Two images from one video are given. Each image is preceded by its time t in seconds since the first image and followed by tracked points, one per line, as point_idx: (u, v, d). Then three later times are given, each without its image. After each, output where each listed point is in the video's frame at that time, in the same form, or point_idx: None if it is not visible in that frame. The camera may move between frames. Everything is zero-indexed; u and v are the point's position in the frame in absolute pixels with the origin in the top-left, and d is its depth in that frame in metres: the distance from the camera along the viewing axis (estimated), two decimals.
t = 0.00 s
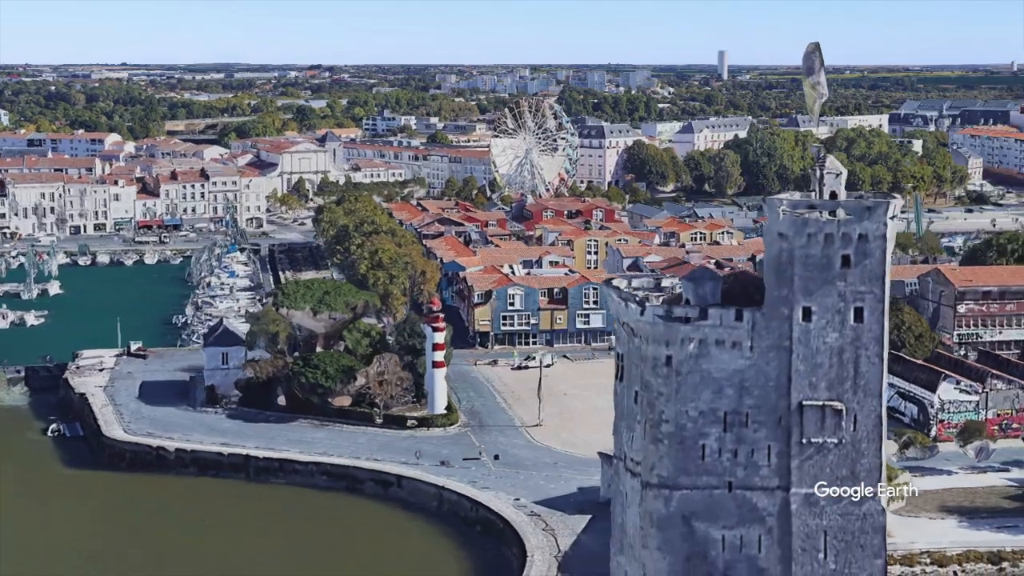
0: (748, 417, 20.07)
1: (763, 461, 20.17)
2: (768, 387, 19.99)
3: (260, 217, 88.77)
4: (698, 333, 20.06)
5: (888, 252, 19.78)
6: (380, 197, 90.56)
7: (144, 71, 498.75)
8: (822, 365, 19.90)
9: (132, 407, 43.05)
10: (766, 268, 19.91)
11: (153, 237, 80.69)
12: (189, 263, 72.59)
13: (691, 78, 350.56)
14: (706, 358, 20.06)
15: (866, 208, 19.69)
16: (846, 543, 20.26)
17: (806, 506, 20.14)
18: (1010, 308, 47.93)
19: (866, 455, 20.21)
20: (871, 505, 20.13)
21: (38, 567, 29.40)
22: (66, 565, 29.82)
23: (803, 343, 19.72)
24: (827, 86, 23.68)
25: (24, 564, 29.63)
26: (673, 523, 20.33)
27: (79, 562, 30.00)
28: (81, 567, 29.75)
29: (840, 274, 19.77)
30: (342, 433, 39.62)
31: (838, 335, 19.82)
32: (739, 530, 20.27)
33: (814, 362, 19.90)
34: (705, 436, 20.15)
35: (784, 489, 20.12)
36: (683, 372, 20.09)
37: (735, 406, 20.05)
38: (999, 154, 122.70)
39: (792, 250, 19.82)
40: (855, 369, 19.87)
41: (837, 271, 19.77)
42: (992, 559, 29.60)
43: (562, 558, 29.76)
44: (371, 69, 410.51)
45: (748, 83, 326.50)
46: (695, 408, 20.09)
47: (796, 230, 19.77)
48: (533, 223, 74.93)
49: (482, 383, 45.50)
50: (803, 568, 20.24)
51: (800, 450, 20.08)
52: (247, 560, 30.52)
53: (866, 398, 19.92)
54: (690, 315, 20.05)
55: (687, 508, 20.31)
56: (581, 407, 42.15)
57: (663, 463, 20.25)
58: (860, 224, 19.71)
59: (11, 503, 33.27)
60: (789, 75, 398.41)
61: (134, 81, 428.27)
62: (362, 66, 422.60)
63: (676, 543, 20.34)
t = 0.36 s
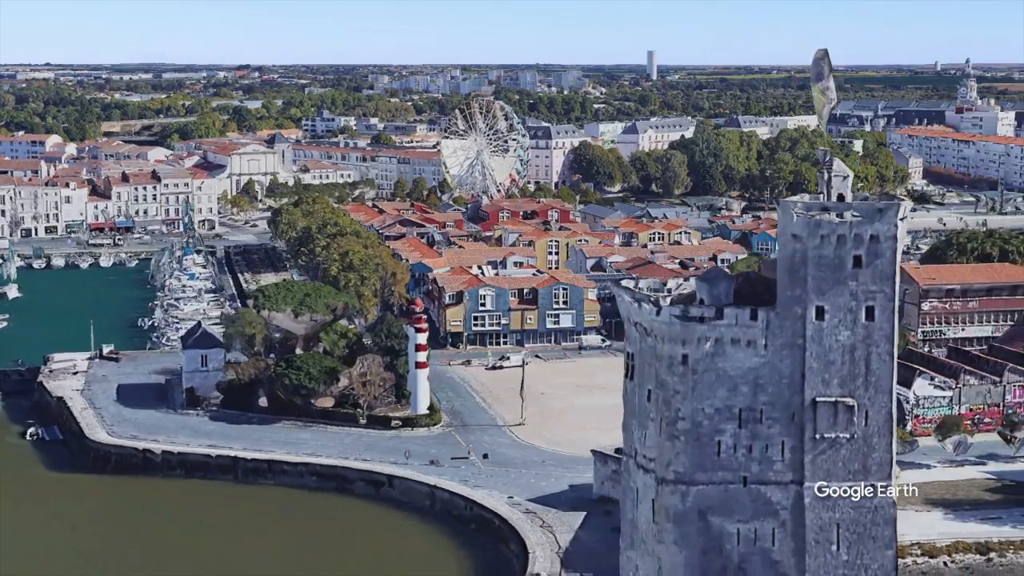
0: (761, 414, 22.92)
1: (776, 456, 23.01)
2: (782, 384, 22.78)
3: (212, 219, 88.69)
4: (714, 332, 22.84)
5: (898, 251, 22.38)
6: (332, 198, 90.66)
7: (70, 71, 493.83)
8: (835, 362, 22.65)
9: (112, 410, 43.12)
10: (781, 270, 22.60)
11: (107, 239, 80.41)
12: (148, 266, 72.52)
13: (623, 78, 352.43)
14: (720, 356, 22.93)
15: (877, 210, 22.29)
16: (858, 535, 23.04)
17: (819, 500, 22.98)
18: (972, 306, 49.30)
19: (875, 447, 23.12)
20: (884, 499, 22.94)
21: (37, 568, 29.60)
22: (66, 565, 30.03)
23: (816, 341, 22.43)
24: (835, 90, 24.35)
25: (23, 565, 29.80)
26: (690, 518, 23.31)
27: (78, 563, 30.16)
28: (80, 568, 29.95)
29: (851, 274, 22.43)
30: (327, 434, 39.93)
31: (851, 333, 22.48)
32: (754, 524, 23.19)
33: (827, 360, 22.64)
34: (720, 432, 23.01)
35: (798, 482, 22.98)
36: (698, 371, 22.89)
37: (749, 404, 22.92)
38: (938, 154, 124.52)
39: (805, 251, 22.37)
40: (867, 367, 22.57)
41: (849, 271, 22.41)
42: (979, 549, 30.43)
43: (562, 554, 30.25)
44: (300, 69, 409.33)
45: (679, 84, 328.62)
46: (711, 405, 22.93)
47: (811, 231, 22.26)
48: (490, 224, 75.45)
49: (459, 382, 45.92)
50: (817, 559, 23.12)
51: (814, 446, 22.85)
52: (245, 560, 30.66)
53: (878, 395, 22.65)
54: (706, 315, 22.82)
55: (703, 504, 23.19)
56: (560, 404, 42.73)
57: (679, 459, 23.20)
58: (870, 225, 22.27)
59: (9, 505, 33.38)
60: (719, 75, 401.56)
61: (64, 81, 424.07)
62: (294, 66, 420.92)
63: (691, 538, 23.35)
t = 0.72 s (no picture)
0: (769, 410, 24.48)
1: (784, 451, 24.57)
2: (788, 380, 24.39)
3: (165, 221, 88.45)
4: (723, 331, 24.40)
5: (900, 253, 24.08)
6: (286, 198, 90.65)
7: None
8: (839, 359, 24.28)
9: (90, 413, 43.15)
10: (788, 271, 24.23)
11: (61, 242, 80.00)
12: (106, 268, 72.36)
13: (558, 79, 353.61)
14: (730, 354, 24.43)
15: (880, 213, 23.98)
16: (862, 525, 24.58)
17: (825, 492, 24.52)
18: (935, 303, 50.27)
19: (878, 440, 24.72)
20: (886, 490, 24.53)
21: (37, 568, 29.50)
22: (67, 565, 30.08)
23: (822, 339, 24.09)
24: (837, 95, 25.17)
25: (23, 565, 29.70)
26: (700, 512, 24.77)
27: (77, 565, 30.11)
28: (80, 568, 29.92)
29: (856, 275, 24.08)
30: (310, 434, 40.27)
31: (855, 331, 24.19)
32: (761, 516, 24.73)
33: (832, 357, 24.27)
34: (729, 428, 24.56)
35: (805, 475, 24.55)
36: (708, 368, 24.42)
37: (757, 400, 24.47)
38: (880, 154, 126.21)
39: (811, 252, 24.08)
40: (870, 363, 24.25)
41: (854, 272, 24.08)
42: (963, 540, 31.23)
43: (561, 549, 30.83)
44: (233, 70, 407.07)
45: (615, 84, 330.20)
46: (720, 402, 24.47)
47: (817, 233, 24.01)
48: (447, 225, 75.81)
49: (434, 382, 46.30)
50: (822, 549, 24.61)
51: (820, 440, 24.45)
52: (246, 559, 30.87)
53: (880, 390, 24.30)
54: (717, 314, 24.42)
55: (714, 497, 24.68)
56: (538, 403, 43.23)
57: (690, 454, 24.66)
58: (874, 227, 24.00)
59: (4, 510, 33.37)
60: (652, 74, 403.66)
61: None
62: (227, 66, 418.65)
63: (702, 530, 24.79)
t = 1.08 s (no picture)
0: (770, 406, 25.14)
1: (784, 445, 25.25)
2: (789, 377, 25.06)
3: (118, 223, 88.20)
4: (726, 329, 25.02)
5: (898, 252, 24.82)
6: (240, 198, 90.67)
7: None
8: (839, 356, 24.98)
9: (68, 415, 43.20)
10: (789, 269, 24.87)
11: (16, 244, 79.64)
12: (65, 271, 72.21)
13: (497, 79, 354.36)
14: (733, 352, 25.06)
15: (879, 214, 24.70)
16: (860, 517, 25.31)
17: (825, 485, 25.22)
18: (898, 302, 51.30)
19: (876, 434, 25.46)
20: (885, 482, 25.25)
21: (38, 568, 29.71)
22: (66, 565, 30.39)
23: (821, 337, 24.77)
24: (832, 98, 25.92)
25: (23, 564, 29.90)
26: (704, 505, 25.38)
27: (76, 565, 30.38)
28: (79, 568, 30.22)
29: (854, 273, 24.80)
30: (293, 434, 40.56)
31: (853, 328, 24.91)
32: (762, 510, 25.39)
33: (832, 353, 24.96)
34: (731, 424, 25.21)
35: (805, 469, 25.22)
36: (711, 365, 25.03)
37: (758, 396, 25.12)
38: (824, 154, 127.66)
39: (811, 252, 24.76)
40: (868, 360, 24.99)
41: (852, 270, 24.80)
42: (945, 531, 31.96)
43: (554, 545, 31.35)
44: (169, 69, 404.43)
45: (555, 84, 331.28)
46: (723, 399, 25.10)
47: (817, 233, 24.70)
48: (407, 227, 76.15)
49: (409, 383, 46.69)
50: (822, 541, 25.31)
51: (820, 435, 25.14)
52: (240, 559, 31.41)
53: (877, 385, 25.05)
54: (719, 313, 25.08)
55: (716, 491, 25.31)
56: (515, 402, 43.77)
57: (693, 449, 25.27)
58: (872, 228, 24.71)
59: None
60: (588, 74, 405.72)
61: None
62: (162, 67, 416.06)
63: (705, 523, 25.40)
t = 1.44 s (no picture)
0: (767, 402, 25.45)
1: (780, 440, 25.57)
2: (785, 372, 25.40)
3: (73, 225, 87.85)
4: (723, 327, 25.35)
5: (890, 251, 25.32)
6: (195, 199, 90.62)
7: None
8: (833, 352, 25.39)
9: (46, 417, 43.22)
10: (785, 268, 25.23)
11: None
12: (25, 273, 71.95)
13: (440, 80, 354.53)
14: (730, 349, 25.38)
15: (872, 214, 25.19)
16: (854, 510, 25.74)
17: (820, 479, 25.60)
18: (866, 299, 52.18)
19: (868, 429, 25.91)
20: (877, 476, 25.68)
21: (39, 567, 29.88)
22: (67, 564, 30.64)
23: (817, 334, 25.11)
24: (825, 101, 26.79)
25: (24, 565, 30.03)
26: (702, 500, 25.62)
27: (76, 564, 30.55)
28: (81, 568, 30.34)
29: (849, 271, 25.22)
30: (273, 434, 40.82)
31: (848, 325, 25.33)
32: (758, 503, 25.70)
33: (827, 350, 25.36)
34: (728, 419, 25.48)
35: (800, 463, 25.58)
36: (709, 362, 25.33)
37: (755, 392, 25.40)
38: (772, 153, 128.98)
39: (806, 251, 25.14)
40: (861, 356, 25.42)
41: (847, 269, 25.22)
42: (923, 523, 32.68)
43: (544, 541, 31.83)
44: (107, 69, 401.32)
45: (498, 84, 331.93)
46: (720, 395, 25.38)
47: (812, 232, 25.12)
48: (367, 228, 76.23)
49: (384, 383, 47.00)
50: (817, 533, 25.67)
51: (815, 430, 25.51)
52: (239, 559, 31.75)
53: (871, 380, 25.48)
54: (717, 310, 25.36)
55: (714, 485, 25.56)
56: (491, 400, 44.27)
57: (690, 445, 25.55)
58: (865, 227, 25.19)
59: None
60: (529, 74, 406.63)
61: None
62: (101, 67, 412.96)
63: (703, 517, 25.65)
